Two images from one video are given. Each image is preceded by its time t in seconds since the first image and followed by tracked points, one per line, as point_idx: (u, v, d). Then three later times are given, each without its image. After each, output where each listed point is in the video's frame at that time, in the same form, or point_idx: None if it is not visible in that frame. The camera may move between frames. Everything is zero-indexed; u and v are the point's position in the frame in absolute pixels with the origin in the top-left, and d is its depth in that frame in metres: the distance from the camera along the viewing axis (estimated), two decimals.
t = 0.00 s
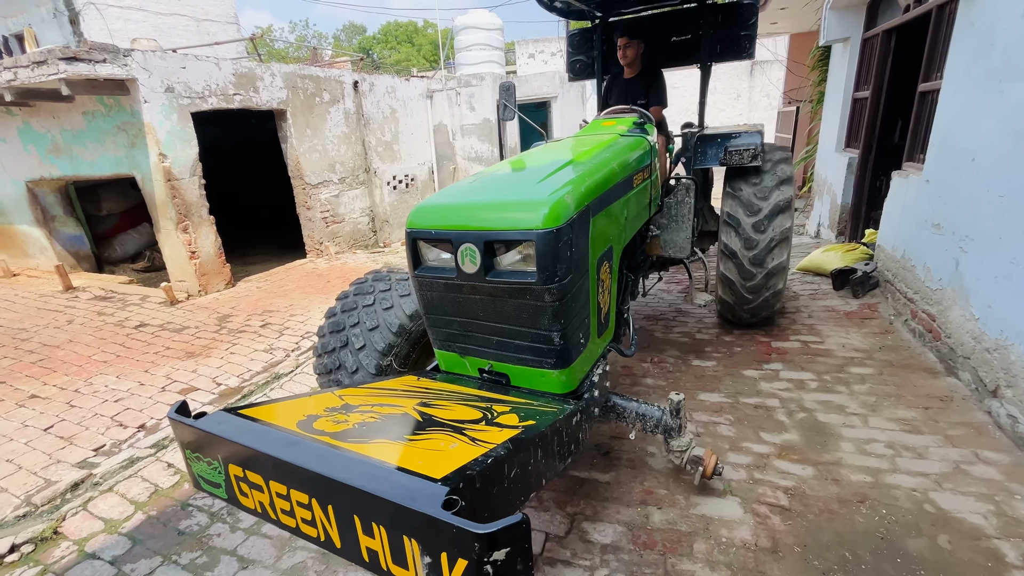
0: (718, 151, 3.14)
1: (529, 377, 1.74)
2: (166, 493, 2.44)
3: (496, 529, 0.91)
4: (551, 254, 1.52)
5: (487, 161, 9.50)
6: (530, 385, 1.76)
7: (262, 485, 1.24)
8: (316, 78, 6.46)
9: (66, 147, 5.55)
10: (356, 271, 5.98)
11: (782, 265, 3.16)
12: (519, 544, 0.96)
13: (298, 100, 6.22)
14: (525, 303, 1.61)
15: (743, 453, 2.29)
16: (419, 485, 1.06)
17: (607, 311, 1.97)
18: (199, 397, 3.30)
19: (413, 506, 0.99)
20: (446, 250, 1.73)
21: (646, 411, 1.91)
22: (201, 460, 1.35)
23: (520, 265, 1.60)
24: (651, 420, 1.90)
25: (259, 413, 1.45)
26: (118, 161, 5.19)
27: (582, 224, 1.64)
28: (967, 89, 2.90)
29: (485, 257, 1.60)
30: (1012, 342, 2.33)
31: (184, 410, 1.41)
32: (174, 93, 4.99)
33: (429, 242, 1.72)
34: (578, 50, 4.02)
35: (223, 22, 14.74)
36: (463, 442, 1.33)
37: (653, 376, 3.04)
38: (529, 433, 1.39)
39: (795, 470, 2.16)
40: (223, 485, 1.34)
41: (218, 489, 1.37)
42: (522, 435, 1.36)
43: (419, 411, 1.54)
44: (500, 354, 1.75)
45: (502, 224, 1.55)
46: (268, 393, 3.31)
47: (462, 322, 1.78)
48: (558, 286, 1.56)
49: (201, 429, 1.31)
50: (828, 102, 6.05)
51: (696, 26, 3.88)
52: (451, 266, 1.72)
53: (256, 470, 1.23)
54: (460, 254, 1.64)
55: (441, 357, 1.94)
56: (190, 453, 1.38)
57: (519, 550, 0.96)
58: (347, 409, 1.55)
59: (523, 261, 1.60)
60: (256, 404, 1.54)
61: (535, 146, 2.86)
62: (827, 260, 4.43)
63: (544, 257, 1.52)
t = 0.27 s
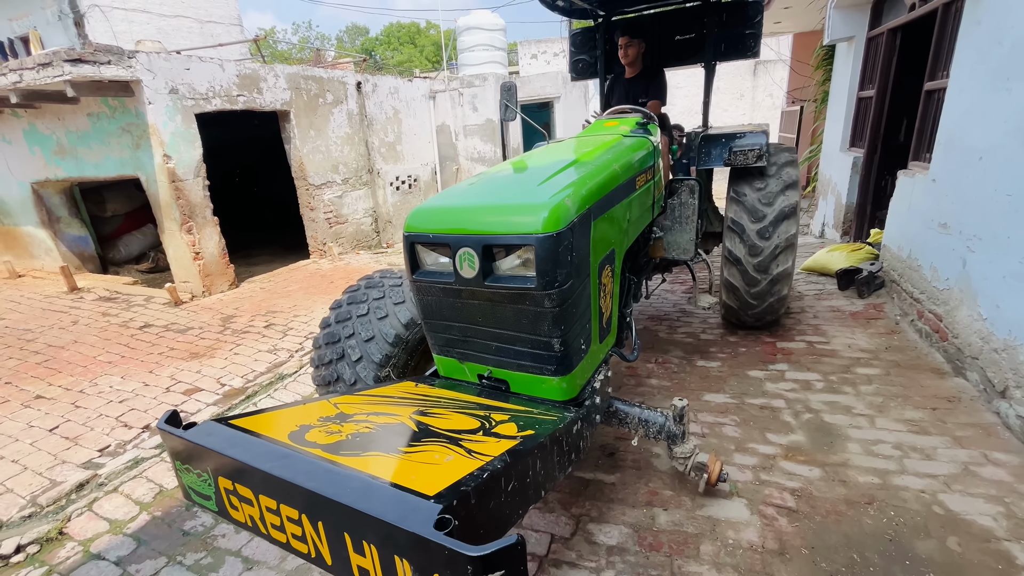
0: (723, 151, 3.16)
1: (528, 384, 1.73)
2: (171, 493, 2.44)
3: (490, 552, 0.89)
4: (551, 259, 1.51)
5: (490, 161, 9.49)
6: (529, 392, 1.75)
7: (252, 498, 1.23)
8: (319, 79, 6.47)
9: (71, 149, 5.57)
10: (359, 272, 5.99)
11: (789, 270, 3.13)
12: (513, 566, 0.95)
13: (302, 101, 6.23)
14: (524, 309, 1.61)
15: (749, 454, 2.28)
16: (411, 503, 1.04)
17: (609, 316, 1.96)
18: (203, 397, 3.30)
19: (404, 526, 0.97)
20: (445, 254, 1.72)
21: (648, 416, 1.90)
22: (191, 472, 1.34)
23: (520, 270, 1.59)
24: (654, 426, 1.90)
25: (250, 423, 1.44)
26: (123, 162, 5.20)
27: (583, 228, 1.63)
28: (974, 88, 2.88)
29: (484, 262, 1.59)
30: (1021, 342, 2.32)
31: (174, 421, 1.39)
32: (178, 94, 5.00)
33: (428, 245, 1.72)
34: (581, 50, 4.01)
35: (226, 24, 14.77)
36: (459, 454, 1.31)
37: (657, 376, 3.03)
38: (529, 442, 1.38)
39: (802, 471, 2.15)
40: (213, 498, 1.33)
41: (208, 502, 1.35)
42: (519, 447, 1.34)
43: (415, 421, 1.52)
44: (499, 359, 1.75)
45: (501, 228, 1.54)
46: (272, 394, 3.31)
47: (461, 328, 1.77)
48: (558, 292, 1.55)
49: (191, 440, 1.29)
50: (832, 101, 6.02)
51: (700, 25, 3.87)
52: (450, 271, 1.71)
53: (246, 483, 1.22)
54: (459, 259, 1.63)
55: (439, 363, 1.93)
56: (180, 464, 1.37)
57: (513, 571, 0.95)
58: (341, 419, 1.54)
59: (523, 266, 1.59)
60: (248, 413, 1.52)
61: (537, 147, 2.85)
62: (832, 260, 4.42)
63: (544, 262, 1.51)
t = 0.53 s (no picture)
0: (725, 151, 3.13)
1: (527, 386, 1.73)
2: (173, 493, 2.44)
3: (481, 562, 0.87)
4: (548, 260, 1.50)
5: (492, 160, 9.47)
6: (528, 394, 1.75)
7: (242, 503, 1.21)
8: (321, 79, 6.47)
9: (74, 149, 5.58)
10: (361, 271, 5.99)
11: (791, 272, 3.11)
12: None
13: (304, 101, 6.23)
14: (522, 310, 1.60)
15: (753, 455, 2.27)
16: (402, 510, 1.03)
17: (608, 317, 1.95)
18: (206, 397, 3.31)
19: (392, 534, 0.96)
20: (442, 254, 1.72)
21: (649, 419, 1.90)
22: (182, 476, 1.33)
23: (518, 271, 1.58)
24: (655, 428, 1.89)
25: (242, 426, 1.43)
26: (126, 162, 5.21)
27: (581, 229, 1.61)
28: (980, 86, 2.86)
29: (481, 262, 1.59)
30: None
31: (165, 424, 1.38)
32: (180, 94, 5.00)
33: (425, 245, 1.71)
34: (582, 49, 3.99)
35: (229, 24, 14.78)
36: (453, 459, 1.30)
37: (661, 376, 3.02)
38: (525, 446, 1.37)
39: (806, 471, 2.14)
40: (204, 503, 1.32)
41: (200, 507, 1.34)
42: (515, 451, 1.32)
43: (410, 424, 1.51)
44: (497, 361, 1.74)
45: (499, 228, 1.53)
46: (274, 394, 3.31)
47: (459, 329, 1.77)
48: (556, 293, 1.54)
49: (181, 444, 1.28)
50: (836, 100, 5.99)
51: (702, 24, 3.87)
52: (447, 272, 1.71)
53: (235, 489, 1.21)
54: (456, 259, 1.63)
55: (438, 364, 1.93)
56: (171, 469, 1.35)
57: None
58: (335, 422, 1.53)
59: (521, 266, 1.58)
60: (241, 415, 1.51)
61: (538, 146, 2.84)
62: (835, 260, 4.40)
63: (542, 263, 1.50)
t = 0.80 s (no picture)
0: (723, 151, 3.14)
1: (523, 388, 1.74)
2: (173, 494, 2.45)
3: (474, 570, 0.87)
4: (544, 263, 1.50)
5: (490, 159, 9.50)
6: (524, 396, 1.76)
7: (236, 509, 1.22)
8: (319, 78, 6.46)
9: (71, 149, 5.56)
10: (360, 271, 5.99)
11: (788, 273, 3.12)
12: None
13: (302, 100, 6.23)
14: (518, 313, 1.60)
15: (751, 454, 2.28)
16: (395, 518, 1.03)
17: (605, 319, 1.96)
18: (205, 398, 3.31)
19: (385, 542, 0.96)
20: (438, 258, 1.72)
21: (647, 420, 1.90)
22: (175, 482, 1.33)
23: (514, 274, 1.58)
24: (652, 430, 1.89)
25: (237, 431, 1.43)
26: (123, 162, 5.21)
27: (577, 232, 1.62)
28: (976, 87, 2.87)
29: (477, 265, 1.59)
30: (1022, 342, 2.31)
31: (159, 429, 1.39)
32: (177, 94, 5.00)
33: (421, 248, 1.72)
34: (580, 48, 4.00)
35: (226, 23, 14.72)
36: (448, 465, 1.30)
37: (659, 375, 3.03)
38: (521, 450, 1.38)
39: (803, 470, 2.15)
40: (198, 508, 1.32)
41: (194, 512, 1.34)
42: (510, 456, 1.33)
43: (406, 429, 1.52)
44: (493, 364, 1.75)
45: (494, 232, 1.54)
46: (274, 394, 3.32)
47: (456, 332, 1.78)
48: (552, 296, 1.54)
49: (174, 450, 1.28)
50: (833, 99, 6.01)
51: (700, 23, 3.87)
52: (443, 274, 1.72)
53: (229, 495, 1.21)
54: (452, 262, 1.63)
55: (434, 367, 1.94)
56: (164, 475, 1.36)
57: None
58: (330, 427, 1.53)
59: (517, 270, 1.59)
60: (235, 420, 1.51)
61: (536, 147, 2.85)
62: (833, 259, 4.42)
63: (538, 266, 1.50)
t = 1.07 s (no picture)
0: (703, 143, 3.17)
1: (506, 380, 1.75)
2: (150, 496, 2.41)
3: (456, 561, 0.87)
4: (525, 255, 1.51)
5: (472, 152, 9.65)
6: (507, 388, 1.77)
7: (213, 508, 1.20)
8: (295, 69, 6.34)
9: (34, 143, 5.37)
10: (341, 266, 5.93)
11: (766, 263, 3.17)
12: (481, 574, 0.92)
13: (278, 92, 6.11)
14: (500, 305, 1.61)
15: (731, 441, 2.33)
16: (377, 511, 1.03)
17: (587, 311, 1.97)
18: (182, 397, 3.26)
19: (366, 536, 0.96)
20: (419, 251, 1.72)
21: (629, 410, 1.95)
22: (150, 482, 1.31)
23: (495, 266, 1.59)
24: (635, 419, 1.94)
25: (214, 429, 1.41)
26: (91, 156, 5.07)
27: (558, 223, 1.63)
28: (945, 79, 2.95)
29: (458, 258, 1.59)
30: (988, 326, 2.39)
31: (132, 429, 1.36)
32: (147, 85, 4.86)
33: (400, 241, 1.71)
34: (560, 40, 3.99)
35: (197, 12, 14.30)
36: (430, 458, 1.30)
37: (642, 366, 3.06)
38: (504, 441, 1.38)
39: (781, 456, 2.20)
40: (175, 508, 1.30)
41: (170, 513, 1.32)
42: (493, 447, 1.34)
43: (388, 423, 1.52)
44: (476, 357, 1.76)
45: (474, 224, 1.54)
46: (254, 392, 3.27)
47: (438, 325, 1.78)
48: (533, 288, 1.55)
49: (148, 450, 1.26)
50: (809, 91, 6.10)
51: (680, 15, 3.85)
52: (424, 268, 1.71)
53: (206, 494, 1.19)
54: (432, 255, 1.63)
55: (417, 361, 1.94)
56: (139, 475, 1.33)
57: None
58: (311, 423, 1.52)
59: (498, 262, 1.59)
60: (212, 418, 1.50)
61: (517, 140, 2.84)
62: (809, 249, 4.51)
63: (519, 257, 1.51)
